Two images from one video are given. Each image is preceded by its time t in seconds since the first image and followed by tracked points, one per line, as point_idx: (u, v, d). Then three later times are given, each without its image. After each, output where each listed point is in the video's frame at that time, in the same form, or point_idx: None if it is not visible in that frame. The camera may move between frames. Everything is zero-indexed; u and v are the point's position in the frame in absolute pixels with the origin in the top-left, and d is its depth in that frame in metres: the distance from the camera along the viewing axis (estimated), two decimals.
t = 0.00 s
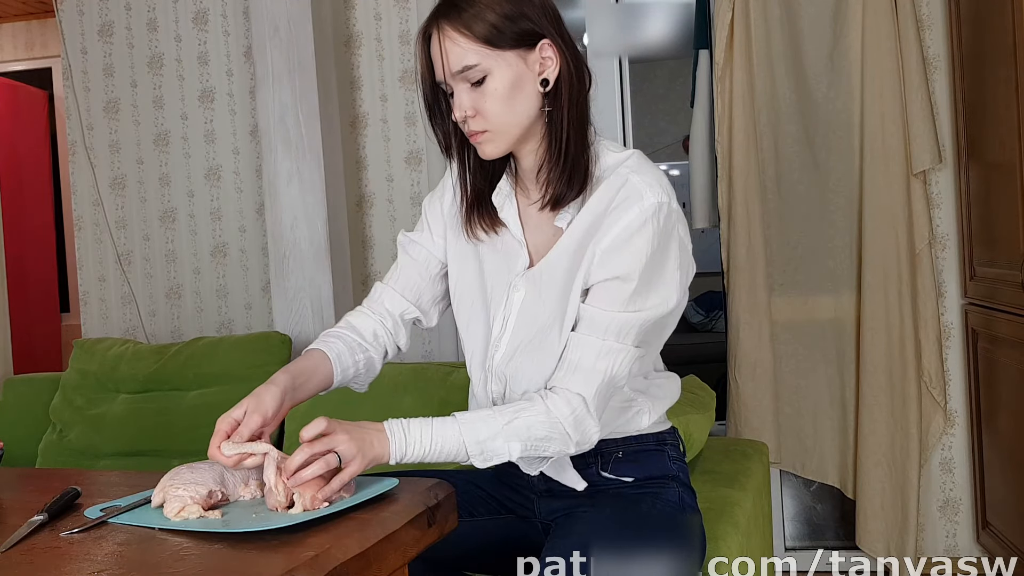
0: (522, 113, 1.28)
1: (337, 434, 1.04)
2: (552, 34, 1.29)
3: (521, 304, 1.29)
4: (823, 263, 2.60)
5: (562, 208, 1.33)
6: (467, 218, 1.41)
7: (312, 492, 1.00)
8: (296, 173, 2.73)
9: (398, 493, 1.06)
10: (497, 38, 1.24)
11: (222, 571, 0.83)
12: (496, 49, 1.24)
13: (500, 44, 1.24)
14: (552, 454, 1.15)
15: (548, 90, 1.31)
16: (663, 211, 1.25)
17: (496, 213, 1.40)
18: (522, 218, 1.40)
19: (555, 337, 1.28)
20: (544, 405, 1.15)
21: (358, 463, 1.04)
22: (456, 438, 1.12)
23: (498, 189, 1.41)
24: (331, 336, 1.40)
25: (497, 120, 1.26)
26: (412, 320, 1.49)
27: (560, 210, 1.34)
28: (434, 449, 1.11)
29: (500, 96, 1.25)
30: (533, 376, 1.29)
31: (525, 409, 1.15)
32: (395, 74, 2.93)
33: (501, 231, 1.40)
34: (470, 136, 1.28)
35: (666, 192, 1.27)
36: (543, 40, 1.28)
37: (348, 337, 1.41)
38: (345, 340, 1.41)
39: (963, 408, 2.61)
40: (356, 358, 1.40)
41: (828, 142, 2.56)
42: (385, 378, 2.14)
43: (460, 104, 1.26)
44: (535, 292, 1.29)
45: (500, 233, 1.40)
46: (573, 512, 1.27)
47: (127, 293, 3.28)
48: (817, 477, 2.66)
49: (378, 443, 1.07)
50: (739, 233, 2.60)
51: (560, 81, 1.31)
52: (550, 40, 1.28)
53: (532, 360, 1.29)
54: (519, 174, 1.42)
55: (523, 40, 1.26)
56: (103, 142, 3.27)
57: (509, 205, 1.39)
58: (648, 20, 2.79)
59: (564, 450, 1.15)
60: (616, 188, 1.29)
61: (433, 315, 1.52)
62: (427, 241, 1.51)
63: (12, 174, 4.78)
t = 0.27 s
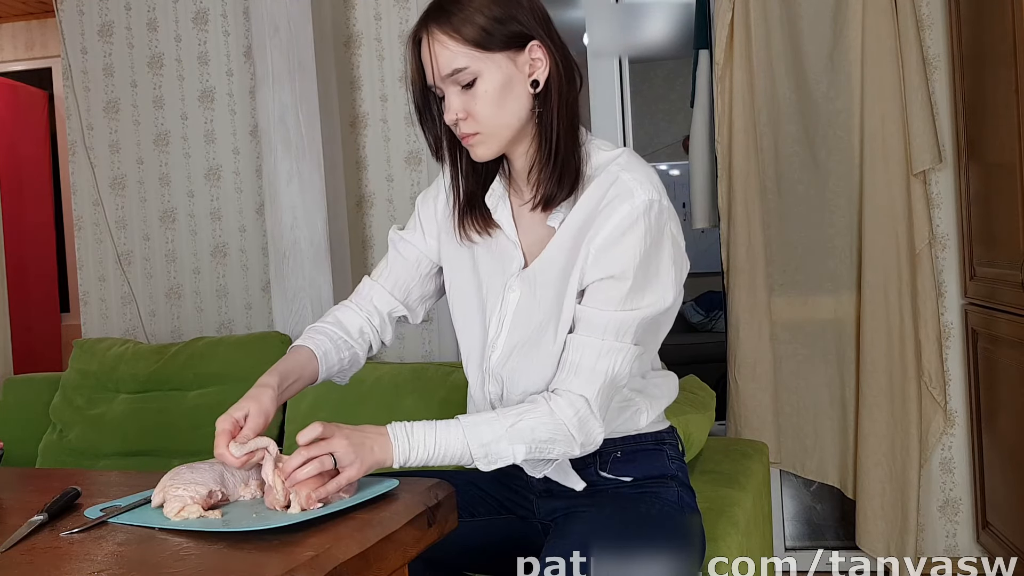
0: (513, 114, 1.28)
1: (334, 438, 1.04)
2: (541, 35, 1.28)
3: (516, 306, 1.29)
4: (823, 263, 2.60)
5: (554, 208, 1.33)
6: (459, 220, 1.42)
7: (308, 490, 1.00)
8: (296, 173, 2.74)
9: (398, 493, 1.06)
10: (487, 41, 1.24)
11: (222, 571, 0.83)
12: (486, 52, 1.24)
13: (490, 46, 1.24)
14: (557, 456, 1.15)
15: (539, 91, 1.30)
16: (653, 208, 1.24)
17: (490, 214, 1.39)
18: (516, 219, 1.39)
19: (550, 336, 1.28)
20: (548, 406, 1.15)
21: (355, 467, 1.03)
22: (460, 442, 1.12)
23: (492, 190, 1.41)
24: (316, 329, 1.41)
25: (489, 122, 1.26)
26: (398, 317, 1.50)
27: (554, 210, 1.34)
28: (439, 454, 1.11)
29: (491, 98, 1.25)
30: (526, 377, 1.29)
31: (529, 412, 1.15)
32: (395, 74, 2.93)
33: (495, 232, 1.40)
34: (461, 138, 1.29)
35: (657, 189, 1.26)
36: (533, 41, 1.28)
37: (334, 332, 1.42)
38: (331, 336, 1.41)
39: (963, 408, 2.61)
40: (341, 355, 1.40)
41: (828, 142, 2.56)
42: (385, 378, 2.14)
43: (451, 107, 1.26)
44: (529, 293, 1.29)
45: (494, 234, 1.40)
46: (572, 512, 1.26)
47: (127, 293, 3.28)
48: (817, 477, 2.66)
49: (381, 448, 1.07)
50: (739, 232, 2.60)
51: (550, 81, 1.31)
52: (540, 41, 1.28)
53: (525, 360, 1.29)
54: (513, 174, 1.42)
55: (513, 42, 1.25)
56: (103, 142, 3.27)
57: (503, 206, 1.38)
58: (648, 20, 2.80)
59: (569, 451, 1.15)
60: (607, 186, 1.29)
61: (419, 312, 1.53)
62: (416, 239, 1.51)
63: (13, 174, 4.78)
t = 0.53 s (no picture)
0: (510, 115, 1.28)
1: (331, 438, 1.03)
2: (536, 36, 1.28)
3: (514, 305, 1.30)
4: (823, 263, 2.60)
5: (552, 207, 1.33)
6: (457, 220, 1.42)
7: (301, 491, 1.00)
8: (296, 173, 2.74)
9: (398, 493, 1.06)
10: (483, 42, 1.24)
11: (221, 572, 0.83)
12: (481, 53, 1.24)
13: (486, 47, 1.24)
14: (556, 455, 1.15)
15: (535, 91, 1.30)
16: (651, 206, 1.24)
17: (488, 213, 1.39)
18: (513, 219, 1.39)
19: (549, 334, 1.28)
20: (547, 405, 1.15)
21: (351, 468, 1.02)
22: (460, 442, 1.11)
23: (489, 190, 1.41)
24: (312, 324, 1.41)
25: (486, 123, 1.26)
26: (392, 315, 1.50)
27: (551, 209, 1.34)
28: (438, 454, 1.10)
29: (488, 99, 1.25)
30: (524, 376, 1.29)
31: (529, 412, 1.14)
32: (395, 73, 2.93)
33: (493, 232, 1.40)
34: (459, 139, 1.29)
35: (654, 188, 1.26)
36: (529, 42, 1.28)
37: (328, 330, 1.42)
38: (325, 334, 1.41)
39: (963, 407, 2.61)
40: (335, 353, 1.41)
41: (828, 142, 2.56)
42: (385, 378, 2.14)
43: (448, 109, 1.26)
44: (526, 291, 1.29)
45: (492, 234, 1.40)
46: (572, 512, 1.26)
47: (127, 293, 3.28)
48: (817, 477, 2.66)
49: (380, 449, 1.06)
50: (739, 233, 2.60)
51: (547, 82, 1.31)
52: (535, 41, 1.28)
53: (523, 360, 1.29)
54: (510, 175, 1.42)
55: (509, 42, 1.25)
56: (103, 142, 3.27)
57: (501, 206, 1.38)
58: (647, 20, 2.80)
59: (568, 451, 1.15)
60: (604, 186, 1.29)
61: (413, 309, 1.54)
62: (412, 236, 1.52)
63: (13, 174, 4.78)
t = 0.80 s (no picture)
0: (511, 115, 1.28)
1: (381, 452, 0.98)
2: (538, 36, 1.28)
3: (517, 305, 1.29)
4: (824, 263, 2.60)
5: (554, 208, 1.33)
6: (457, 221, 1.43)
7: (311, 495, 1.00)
8: (296, 173, 2.74)
9: (398, 493, 1.06)
10: (484, 42, 1.23)
11: (220, 572, 0.83)
12: (483, 53, 1.24)
13: (487, 47, 1.24)
14: (595, 460, 1.14)
15: (536, 92, 1.30)
16: (658, 208, 1.24)
17: (488, 213, 1.40)
18: (514, 218, 1.39)
19: (554, 334, 1.28)
20: (592, 410, 1.14)
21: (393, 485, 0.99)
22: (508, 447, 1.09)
23: (489, 192, 1.41)
24: (341, 332, 1.44)
25: (487, 124, 1.26)
26: (415, 322, 1.52)
27: (553, 210, 1.34)
28: (487, 459, 1.08)
29: (488, 99, 1.25)
30: (530, 375, 1.30)
31: (576, 418, 1.12)
32: (395, 73, 2.92)
33: (493, 232, 1.40)
34: (460, 139, 1.29)
35: (660, 188, 1.26)
36: (530, 42, 1.28)
37: (360, 336, 1.44)
38: (358, 338, 1.44)
39: (963, 408, 2.61)
40: (367, 355, 1.43)
41: (828, 143, 2.56)
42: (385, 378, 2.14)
43: (449, 109, 1.26)
44: (531, 293, 1.29)
45: (493, 234, 1.40)
46: (572, 512, 1.27)
47: (127, 293, 3.28)
48: (817, 477, 2.66)
49: (430, 457, 1.02)
50: (739, 233, 2.60)
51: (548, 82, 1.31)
52: (536, 42, 1.28)
53: (525, 361, 1.29)
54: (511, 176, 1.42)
55: (510, 42, 1.25)
56: (103, 142, 3.27)
57: (501, 207, 1.39)
58: (647, 20, 2.79)
59: (608, 455, 1.14)
60: (610, 187, 1.28)
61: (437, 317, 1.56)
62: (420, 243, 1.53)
63: (13, 173, 4.79)
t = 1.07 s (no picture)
0: (518, 115, 1.27)
1: (369, 437, 1.04)
2: (545, 36, 1.28)
3: (523, 305, 1.29)
4: (824, 263, 2.60)
5: (560, 208, 1.32)
6: (466, 222, 1.43)
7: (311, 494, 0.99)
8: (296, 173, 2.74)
9: (397, 493, 1.06)
10: (491, 42, 1.23)
11: (220, 571, 0.83)
12: (490, 53, 1.24)
13: (495, 47, 1.24)
14: (588, 458, 1.17)
15: (543, 92, 1.30)
16: (664, 210, 1.24)
17: (496, 213, 1.40)
18: (521, 219, 1.39)
19: (558, 334, 1.28)
20: (584, 409, 1.17)
21: (384, 468, 1.03)
22: (499, 443, 1.13)
23: (497, 189, 1.41)
24: (393, 358, 1.45)
25: (494, 123, 1.26)
26: (459, 332, 1.53)
27: (558, 210, 1.33)
28: (478, 455, 1.12)
29: (495, 99, 1.25)
30: (534, 376, 1.30)
31: (567, 416, 1.16)
32: (395, 73, 2.92)
33: (499, 230, 1.41)
34: (466, 139, 1.28)
35: (666, 190, 1.26)
36: (537, 42, 1.28)
37: (412, 359, 1.46)
38: (411, 362, 1.45)
39: (963, 408, 2.61)
40: (423, 375, 1.44)
41: (828, 143, 2.56)
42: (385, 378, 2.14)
43: (455, 108, 1.26)
44: (536, 293, 1.29)
45: (500, 234, 1.41)
46: (572, 512, 1.27)
47: (127, 293, 3.28)
48: (817, 477, 2.66)
49: (420, 449, 1.08)
50: (739, 233, 2.60)
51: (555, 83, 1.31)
52: (544, 42, 1.28)
53: (531, 361, 1.29)
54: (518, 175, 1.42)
55: (517, 42, 1.25)
56: (103, 142, 3.27)
57: (509, 206, 1.39)
58: (648, 19, 2.80)
59: (602, 453, 1.17)
60: (616, 188, 1.28)
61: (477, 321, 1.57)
62: (446, 253, 1.52)
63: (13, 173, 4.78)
